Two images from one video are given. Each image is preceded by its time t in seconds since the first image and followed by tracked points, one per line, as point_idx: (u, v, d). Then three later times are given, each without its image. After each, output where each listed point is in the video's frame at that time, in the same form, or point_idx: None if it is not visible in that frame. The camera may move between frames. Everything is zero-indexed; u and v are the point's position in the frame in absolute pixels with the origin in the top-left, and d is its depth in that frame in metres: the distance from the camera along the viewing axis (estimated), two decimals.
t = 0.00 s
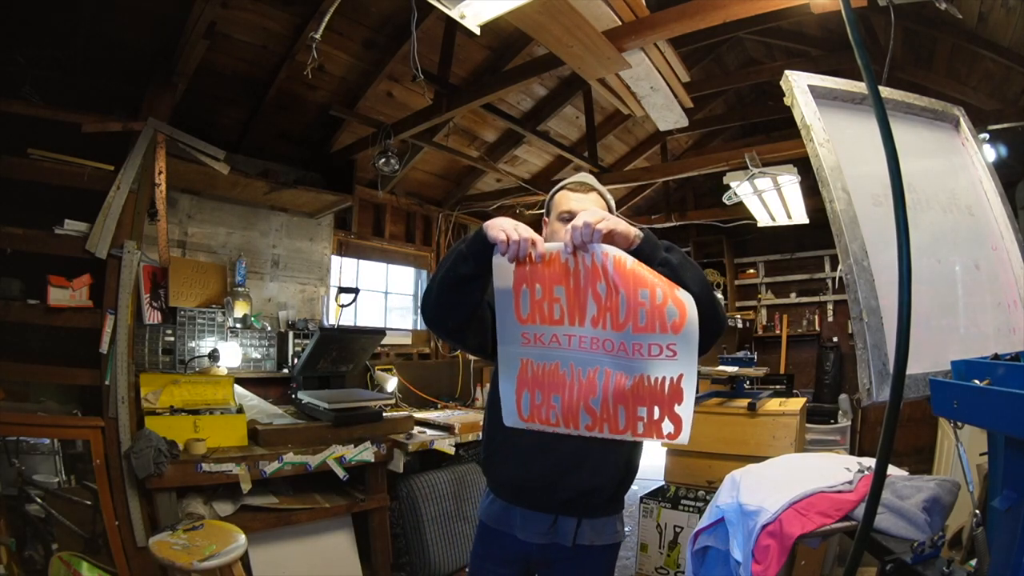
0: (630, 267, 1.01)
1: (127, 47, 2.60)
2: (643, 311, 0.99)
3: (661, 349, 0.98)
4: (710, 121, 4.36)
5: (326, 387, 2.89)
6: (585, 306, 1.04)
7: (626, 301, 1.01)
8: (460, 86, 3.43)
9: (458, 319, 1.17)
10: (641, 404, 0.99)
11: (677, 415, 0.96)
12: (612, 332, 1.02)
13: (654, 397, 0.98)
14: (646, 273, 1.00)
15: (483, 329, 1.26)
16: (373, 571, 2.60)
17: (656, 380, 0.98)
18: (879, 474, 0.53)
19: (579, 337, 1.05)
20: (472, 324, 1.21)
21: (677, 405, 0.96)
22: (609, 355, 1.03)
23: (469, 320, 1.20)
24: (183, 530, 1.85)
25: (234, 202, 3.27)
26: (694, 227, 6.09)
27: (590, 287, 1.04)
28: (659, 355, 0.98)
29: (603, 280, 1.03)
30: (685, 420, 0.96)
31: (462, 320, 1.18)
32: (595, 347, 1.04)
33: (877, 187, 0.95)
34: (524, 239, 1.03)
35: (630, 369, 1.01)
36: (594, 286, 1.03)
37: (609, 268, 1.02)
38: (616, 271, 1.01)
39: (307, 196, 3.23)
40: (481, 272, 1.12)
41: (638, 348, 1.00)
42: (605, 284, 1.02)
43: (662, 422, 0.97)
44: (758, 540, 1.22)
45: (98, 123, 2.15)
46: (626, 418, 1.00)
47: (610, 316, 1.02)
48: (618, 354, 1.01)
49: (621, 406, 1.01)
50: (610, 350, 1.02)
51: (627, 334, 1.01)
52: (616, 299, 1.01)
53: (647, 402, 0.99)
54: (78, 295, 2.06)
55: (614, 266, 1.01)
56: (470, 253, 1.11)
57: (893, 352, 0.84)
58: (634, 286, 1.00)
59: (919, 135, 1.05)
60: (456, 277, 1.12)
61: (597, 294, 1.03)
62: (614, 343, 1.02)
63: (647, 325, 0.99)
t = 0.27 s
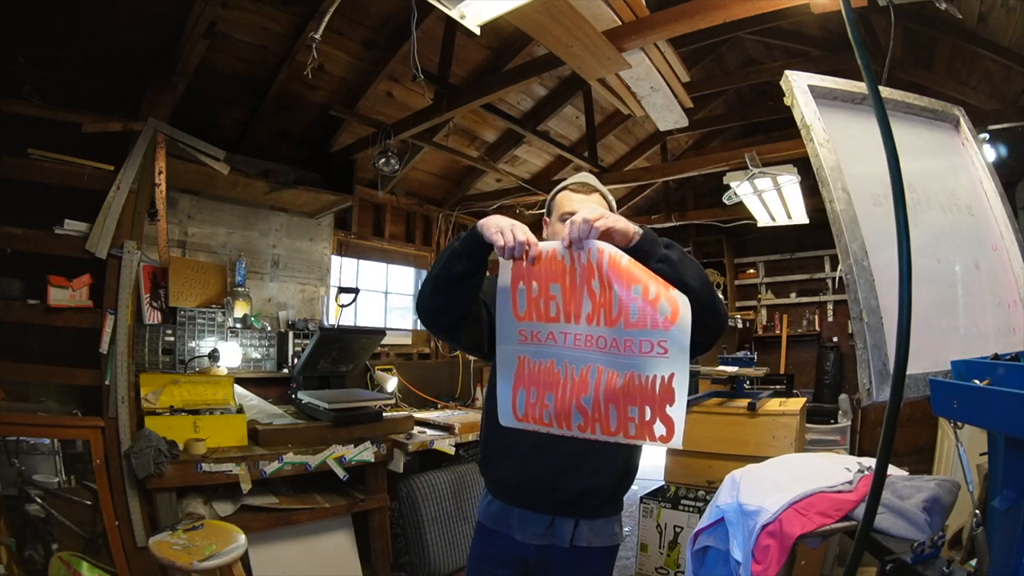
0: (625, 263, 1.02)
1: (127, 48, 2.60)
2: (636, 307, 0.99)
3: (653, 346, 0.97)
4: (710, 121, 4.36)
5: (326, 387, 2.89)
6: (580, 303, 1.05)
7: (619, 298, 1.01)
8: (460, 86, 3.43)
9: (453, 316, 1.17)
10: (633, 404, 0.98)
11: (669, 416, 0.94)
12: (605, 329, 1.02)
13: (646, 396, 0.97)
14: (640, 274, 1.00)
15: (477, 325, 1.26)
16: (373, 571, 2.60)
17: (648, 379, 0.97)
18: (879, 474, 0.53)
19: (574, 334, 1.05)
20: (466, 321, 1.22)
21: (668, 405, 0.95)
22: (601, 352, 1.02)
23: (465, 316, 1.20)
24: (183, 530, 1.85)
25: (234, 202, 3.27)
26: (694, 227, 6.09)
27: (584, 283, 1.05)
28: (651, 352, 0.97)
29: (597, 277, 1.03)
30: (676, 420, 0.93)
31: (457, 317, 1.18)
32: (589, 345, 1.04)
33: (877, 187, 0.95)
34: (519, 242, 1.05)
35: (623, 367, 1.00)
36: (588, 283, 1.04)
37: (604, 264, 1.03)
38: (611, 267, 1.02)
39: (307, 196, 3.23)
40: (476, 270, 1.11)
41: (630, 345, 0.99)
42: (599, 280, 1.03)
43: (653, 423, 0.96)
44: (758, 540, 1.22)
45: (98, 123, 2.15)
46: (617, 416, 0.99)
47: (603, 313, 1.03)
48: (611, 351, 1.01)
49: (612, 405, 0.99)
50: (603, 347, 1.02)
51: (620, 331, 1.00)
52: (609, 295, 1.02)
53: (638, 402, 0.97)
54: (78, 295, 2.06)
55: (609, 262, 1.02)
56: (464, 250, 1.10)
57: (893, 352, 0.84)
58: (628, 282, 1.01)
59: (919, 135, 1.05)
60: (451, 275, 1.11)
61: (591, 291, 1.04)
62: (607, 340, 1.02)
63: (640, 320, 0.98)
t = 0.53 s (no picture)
0: (619, 276, 1.02)
1: (127, 48, 2.60)
2: (621, 321, 1.00)
3: (630, 364, 0.98)
4: (711, 121, 4.36)
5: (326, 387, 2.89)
6: (560, 309, 1.04)
7: (605, 310, 1.01)
8: (460, 86, 3.43)
9: (444, 311, 1.18)
10: (598, 420, 0.97)
11: (634, 438, 0.95)
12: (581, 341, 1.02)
13: (613, 414, 0.97)
14: (639, 276, 1.02)
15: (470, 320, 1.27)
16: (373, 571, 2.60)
17: (618, 396, 0.97)
18: (879, 475, 0.53)
19: (548, 339, 1.03)
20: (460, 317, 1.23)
21: (635, 427, 0.95)
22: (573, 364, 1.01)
23: (456, 312, 1.20)
24: (183, 530, 1.85)
25: (234, 202, 3.27)
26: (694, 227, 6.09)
27: (569, 290, 1.04)
28: (627, 369, 0.98)
29: (585, 286, 1.04)
30: (641, 442, 0.95)
31: (448, 313, 1.19)
32: (562, 353, 1.02)
33: (877, 187, 0.95)
34: (508, 240, 1.02)
35: (596, 380, 0.99)
36: (574, 290, 1.04)
37: (597, 273, 1.04)
38: (603, 277, 1.03)
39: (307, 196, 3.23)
40: (465, 264, 1.12)
41: (607, 358, 0.99)
42: (586, 289, 1.03)
43: (617, 442, 0.96)
44: (758, 540, 1.22)
45: (98, 123, 2.15)
46: (582, 431, 0.98)
47: (584, 323, 1.02)
48: (585, 362, 1.00)
49: (579, 418, 0.98)
50: (577, 357, 1.01)
51: (599, 344, 1.00)
52: (595, 307, 1.02)
53: (604, 419, 0.97)
54: (78, 295, 2.06)
55: (601, 273, 1.03)
56: (455, 245, 1.11)
57: (893, 352, 0.84)
58: (616, 294, 1.02)
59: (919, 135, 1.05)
60: (441, 270, 1.12)
61: (575, 298, 1.03)
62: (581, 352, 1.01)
63: (622, 335, 0.99)
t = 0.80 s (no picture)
0: (603, 284, 1.04)
1: (127, 48, 2.60)
2: (602, 331, 1.01)
3: (612, 373, 0.99)
4: (710, 121, 4.36)
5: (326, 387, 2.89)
6: (540, 315, 1.07)
7: (586, 317, 1.03)
8: (460, 86, 3.43)
9: (431, 318, 1.17)
10: (576, 428, 0.99)
11: (611, 448, 0.96)
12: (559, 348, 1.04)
13: (591, 423, 0.98)
14: (627, 281, 1.02)
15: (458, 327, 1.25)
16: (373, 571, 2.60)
17: (598, 404, 0.99)
18: (879, 475, 0.53)
19: (527, 344, 1.07)
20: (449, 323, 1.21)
21: (613, 437, 0.96)
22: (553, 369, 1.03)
23: (445, 316, 1.19)
24: (183, 530, 1.85)
25: (234, 201, 3.27)
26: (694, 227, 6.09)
27: (551, 298, 1.07)
28: (608, 379, 0.99)
29: (565, 294, 1.06)
30: (617, 453, 0.95)
31: (435, 319, 1.18)
32: (542, 360, 1.05)
33: (877, 187, 0.95)
34: (485, 244, 1.06)
35: (576, 387, 1.01)
36: (553, 297, 1.06)
37: (579, 282, 1.05)
38: (586, 286, 1.05)
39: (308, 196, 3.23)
40: (446, 267, 1.13)
41: (588, 367, 1.01)
42: (566, 298, 1.05)
43: (594, 452, 0.97)
44: (758, 540, 1.22)
45: (98, 123, 2.15)
46: (561, 437, 0.99)
47: (563, 332, 1.04)
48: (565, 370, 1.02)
49: (557, 425, 1.00)
50: (556, 364, 1.03)
51: (580, 352, 1.02)
52: (575, 315, 1.04)
53: (584, 426, 0.98)
54: (78, 295, 2.06)
55: (582, 282, 1.05)
56: (434, 250, 1.13)
57: (893, 352, 0.84)
58: (599, 303, 1.03)
59: (919, 136, 1.05)
60: (423, 274, 1.13)
61: (555, 306, 1.06)
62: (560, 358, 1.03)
63: (603, 345, 1.00)
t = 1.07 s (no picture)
0: (588, 267, 1.01)
1: (127, 48, 2.60)
2: (595, 315, 1.00)
3: (610, 354, 0.99)
4: (711, 121, 4.36)
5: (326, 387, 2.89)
6: (527, 307, 1.03)
7: (576, 303, 1.01)
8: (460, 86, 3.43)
9: (413, 318, 1.18)
10: (581, 412, 0.99)
11: (619, 426, 0.96)
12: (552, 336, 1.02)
13: (596, 405, 0.98)
14: (613, 262, 1.00)
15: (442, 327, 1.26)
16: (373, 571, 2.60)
17: (600, 387, 0.98)
18: (879, 474, 0.53)
19: (515, 338, 1.03)
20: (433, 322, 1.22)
21: (620, 416, 0.96)
22: (549, 358, 1.01)
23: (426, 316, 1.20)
24: (183, 530, 1.85)
25: (234, 201, 3.27)
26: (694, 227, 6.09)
27: (535, 287, 1.04)
28: (607, 360, 0.99)
29: (551, 281, 1.03)
30: (626, 430, 0.96)
31: (418, 319, 1.19)
32: (533, 351, 1.02)
33: (877, 187, 0.95)
34: (460, 240, 1.02)
35: (576, 373, 1.00)
36: (541, 285, 1.03)
37: (564, 267, 1.03)
38: (572, 271, 1.02)
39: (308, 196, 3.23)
40: (420, 267, 1.16)
41: (586, 352, 1.00)
42: (553, 285, 1.03)
43: (602, 432, 0.97)
44: (758, 540, 1.22)
45: (98, 123, 2.15)
46: (566, 424, 0.99)
47: (553, 320, 1.02)
48: (562, 358, 1.00)
49: (560, 413, 1.00)
50: (551, 354, 1.01)
51: (574, 339, 1.00)
52: (565, 301, 1.02)
53: (588, 410, 0.98)
54: (78, 295, 2.06)
55: (568, 266, 1.03)
56: (409, 250, 1.15)
57: (893, 352, 0.84)
58: (587, 288, 1.01)
59: (919, 136, 1.05)
60: (400, 274, 1.16)
61: (542, 294, 1.03)
62: (555, 346, 1.01)
63: (598, 328, 0.99)
